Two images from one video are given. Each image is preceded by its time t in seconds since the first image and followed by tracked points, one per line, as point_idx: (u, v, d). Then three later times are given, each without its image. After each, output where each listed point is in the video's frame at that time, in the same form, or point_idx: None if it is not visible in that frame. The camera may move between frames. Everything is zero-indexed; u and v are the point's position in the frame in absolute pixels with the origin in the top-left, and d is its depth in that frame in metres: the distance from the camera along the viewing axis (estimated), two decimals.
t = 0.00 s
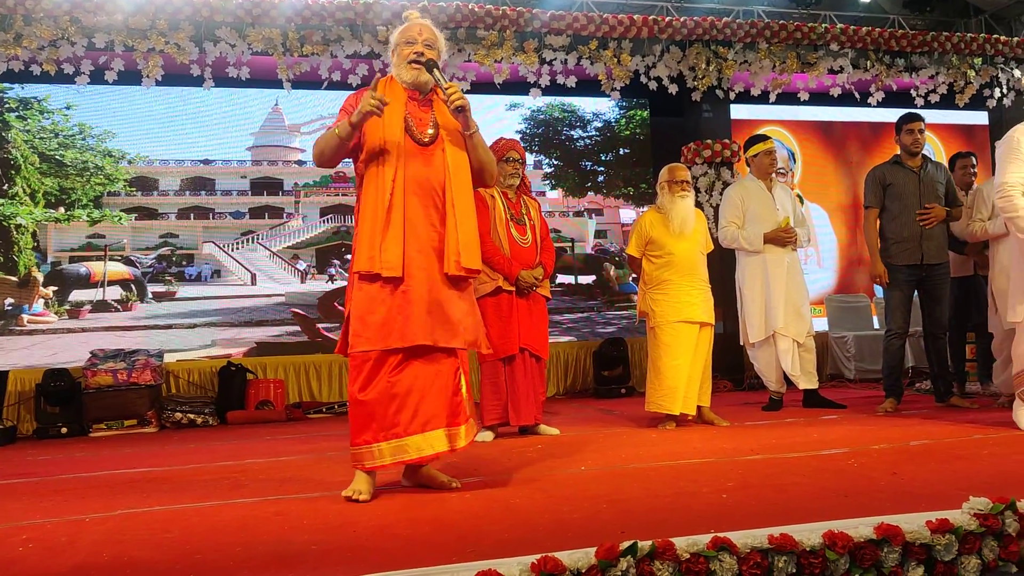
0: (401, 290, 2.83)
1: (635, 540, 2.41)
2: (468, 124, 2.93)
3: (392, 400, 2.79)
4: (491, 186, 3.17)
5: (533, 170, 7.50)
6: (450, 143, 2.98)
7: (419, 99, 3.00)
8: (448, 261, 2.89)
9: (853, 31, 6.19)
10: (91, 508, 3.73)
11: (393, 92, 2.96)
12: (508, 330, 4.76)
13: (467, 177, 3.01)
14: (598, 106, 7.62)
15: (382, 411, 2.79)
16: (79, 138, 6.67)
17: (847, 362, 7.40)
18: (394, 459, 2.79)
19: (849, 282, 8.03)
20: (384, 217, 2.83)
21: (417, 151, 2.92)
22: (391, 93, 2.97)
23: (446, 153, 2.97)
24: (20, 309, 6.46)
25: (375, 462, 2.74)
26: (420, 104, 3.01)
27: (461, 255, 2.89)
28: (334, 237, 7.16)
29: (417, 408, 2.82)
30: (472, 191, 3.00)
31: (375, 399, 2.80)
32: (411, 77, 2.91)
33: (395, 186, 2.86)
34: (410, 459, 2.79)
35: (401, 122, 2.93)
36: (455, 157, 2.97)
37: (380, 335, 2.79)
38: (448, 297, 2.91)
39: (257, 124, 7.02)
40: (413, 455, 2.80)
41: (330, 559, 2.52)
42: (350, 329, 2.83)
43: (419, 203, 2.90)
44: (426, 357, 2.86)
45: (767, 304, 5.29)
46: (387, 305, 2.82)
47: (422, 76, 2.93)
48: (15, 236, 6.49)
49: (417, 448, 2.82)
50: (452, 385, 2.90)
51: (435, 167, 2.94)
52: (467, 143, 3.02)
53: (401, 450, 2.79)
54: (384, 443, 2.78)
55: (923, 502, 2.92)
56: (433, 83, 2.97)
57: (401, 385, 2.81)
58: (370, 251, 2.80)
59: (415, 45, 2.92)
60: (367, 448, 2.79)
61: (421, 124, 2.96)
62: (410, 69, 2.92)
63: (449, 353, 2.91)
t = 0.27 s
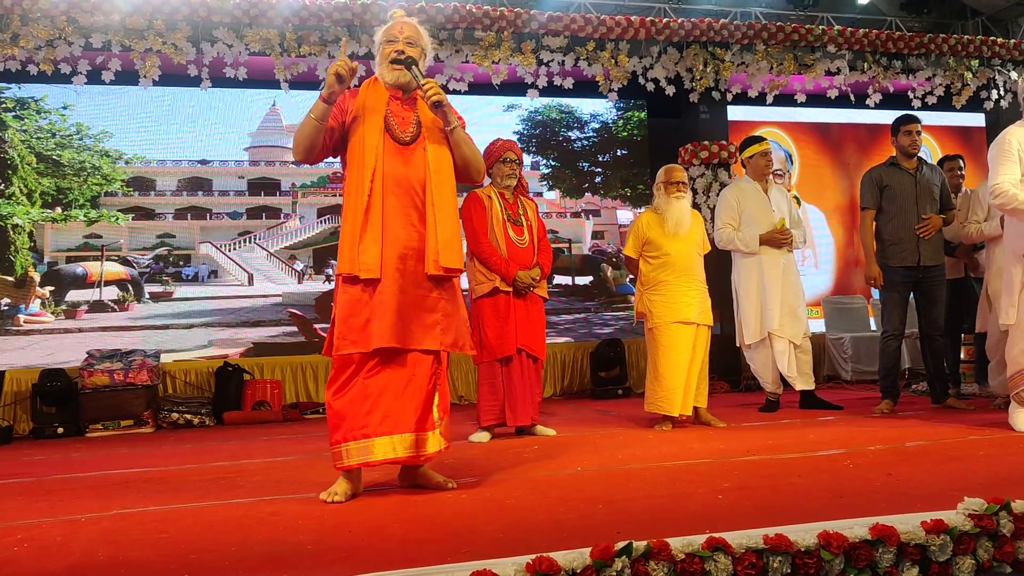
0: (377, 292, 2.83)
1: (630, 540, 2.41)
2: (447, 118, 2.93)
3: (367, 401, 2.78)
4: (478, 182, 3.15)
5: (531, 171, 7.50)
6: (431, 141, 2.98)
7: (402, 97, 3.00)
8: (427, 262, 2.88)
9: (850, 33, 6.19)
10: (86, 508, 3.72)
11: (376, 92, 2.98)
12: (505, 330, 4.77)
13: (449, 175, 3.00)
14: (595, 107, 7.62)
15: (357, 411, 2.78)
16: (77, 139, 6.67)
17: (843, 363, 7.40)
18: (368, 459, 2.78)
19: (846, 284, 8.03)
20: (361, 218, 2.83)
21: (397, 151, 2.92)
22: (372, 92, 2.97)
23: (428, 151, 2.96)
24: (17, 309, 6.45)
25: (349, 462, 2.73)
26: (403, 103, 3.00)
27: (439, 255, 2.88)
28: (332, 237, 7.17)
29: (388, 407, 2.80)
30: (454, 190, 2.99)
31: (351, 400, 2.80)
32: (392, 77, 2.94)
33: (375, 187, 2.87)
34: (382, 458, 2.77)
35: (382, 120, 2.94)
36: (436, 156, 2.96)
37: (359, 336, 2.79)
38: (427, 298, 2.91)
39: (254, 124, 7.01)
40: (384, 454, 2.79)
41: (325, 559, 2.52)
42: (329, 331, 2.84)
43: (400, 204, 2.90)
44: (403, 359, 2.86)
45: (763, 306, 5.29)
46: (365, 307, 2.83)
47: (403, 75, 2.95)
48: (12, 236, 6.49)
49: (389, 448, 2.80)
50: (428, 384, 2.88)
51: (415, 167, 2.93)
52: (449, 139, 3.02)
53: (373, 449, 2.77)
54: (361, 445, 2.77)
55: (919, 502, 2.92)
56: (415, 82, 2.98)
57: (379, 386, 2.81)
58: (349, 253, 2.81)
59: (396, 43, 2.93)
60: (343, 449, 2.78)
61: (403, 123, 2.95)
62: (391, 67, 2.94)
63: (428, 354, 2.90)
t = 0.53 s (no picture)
0: (369, 292, 2.82)
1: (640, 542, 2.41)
2: (436, 114, 2.91)
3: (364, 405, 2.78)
4: (471, 181, 3.12)
5: (540, 174, 7.52)
6: (422, 139, 2.98)
7: (394, 96, 3.01)
8: (417, 262, 2.88)
9: (861, 36, 6.17)
10: (98, 507, 3.74)
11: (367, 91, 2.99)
12: (514, 333, 4.76)
13: (440, 172, 2.99)
14: (605, 110, 7.62)
15: (354, 416, 2.78)
16: (89, 140, 6.70)
17: (854, 367, 7.39)
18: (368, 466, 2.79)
19: (856, 287, 8.01)
20: (351, 218, 2.83)
21: (387, 150, 2.92)
22: (363, 92, 2.98)
23: (419, 149, 2.96)
24: (28, 310, 6.49)
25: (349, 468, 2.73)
26: (395, 102, 3.01)
27: (430, 255, 2.87)
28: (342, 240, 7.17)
29: (390, 415, 2.82)
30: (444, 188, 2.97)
31: (349, 406, 2.79)
32: (383, 75, 2.96)
33: (365, 186, 2.86)
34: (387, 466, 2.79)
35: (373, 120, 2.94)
36: (427, 155, 2.96)
37: (353, 338, 2.78)
38: (419, 298, 2.90)
39: (265, 126, 7.05)
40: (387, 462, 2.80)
41: (335, 559, 2.52)
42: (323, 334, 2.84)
43: (389, 203, 2.89)
44: (396, 361, 2.85)
45: (773, 310, 5.28)
46: (356, 308, 2.82)
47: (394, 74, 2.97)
48: (24, 237, 6.52)
49: (392, 456, 2.82)
50: (427, 389, 2.90)
51: (405, 166, 2.93)
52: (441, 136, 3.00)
53: (376, 458, 2.79)
54: (361, 451, 2.78)
55: (930, 506, 2.91)
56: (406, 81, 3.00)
57: (374, 389, 2.80)
58: (340, 254, 2.81)
59: (386, 42, 2.96)
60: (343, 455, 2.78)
61: (394, 122, 2.96)
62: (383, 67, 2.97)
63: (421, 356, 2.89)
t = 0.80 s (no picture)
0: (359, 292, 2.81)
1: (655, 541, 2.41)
2: (429, 113, 2.84)
3: (358, 407, 2.78)
4: (467, 181, 3.03)
5: (555, 175, 7.52)
6: (416, 138, 2.94)
7: (389, 96, 2.98)
8: (408, 260, 2.85)
9: (879, 37, 6.14)
10: (116, 505, 3.76)
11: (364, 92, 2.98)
12: (529, 334, 4.73)
13: (433, 170, 2.94)
14: (621, 111, 7.62)
15: (350, 418, 2.78)
16: (108, 142, 6.76)
17: (870, 369, 7.35)
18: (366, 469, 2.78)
19: (872, 289, 7.97)
20: (341, 218, 2.83)
21: (379, 149, 2.91)
22: (358, 93, 2.99)
23: (412, 147, 2.93)
24: (47, 310, 6.53)
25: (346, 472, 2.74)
26: (390, 101, 2.99)
27: (420, 254, 2.84)
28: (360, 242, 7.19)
29: (389, 419, 2.79)
30: (437, 185, 2.93)
31: (344, 408, 2.79)
32: (378, 75, 2.91)
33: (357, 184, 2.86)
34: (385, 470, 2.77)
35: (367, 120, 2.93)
36: (420, 153, 2.92)
37: (346, 339, 2.79)
38: (411, 297, 2.87)
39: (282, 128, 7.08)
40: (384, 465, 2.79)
41: (351, 556, 2.53)
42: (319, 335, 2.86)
43: (382, 201, 2.87)
44: (390, 361, 2.83)
45: (788, 312, 5.26)
46: (348, 310, 2.82)
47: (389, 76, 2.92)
48: (43, 238, 6.57)
49: (391, 459, 2.81)
50: (423, 390, 2.87)
51: (397, 164, 2.90)
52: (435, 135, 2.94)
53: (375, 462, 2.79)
54: (359, 456, 2.78)
55: (948, 508, 2.89)
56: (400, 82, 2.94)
57: (368, 390, 2.79)
58: (331, 255, 2.81)
59: (381, 42, 2.90)
60: (340, 458, 2.78)
61: (388, 121, 2.94)
62: (379, 67, 2.92)
63: (415, 356, 2.87)
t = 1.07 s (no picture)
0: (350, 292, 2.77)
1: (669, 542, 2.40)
2: (423, 110, 2.80)
3: (351, 408, 2.73)
4: (466, 179, 2.98)
5: (568, 175, 7.51)
6: (411, 136, 2.90)
7: (384, 95, 2.94)
8: (401, 260, 2.80)
9: (894, 35, 6.10)
10: (130, 505, 3.78)
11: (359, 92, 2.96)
12: (542, 333, 4.69)
13: (428, 169, 2.89)
14: (634, 111, 7.60)
15: (343, 419, 2.74)
16: (122, 143, 6.79)
17: (885, 370, 7.31)
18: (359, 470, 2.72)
19: (887, 289, 7.93)
20: (334, 219, 2.81)
21: (373, 148, 2.87)
22: (353, 93, 2.97)
23: (407, 145, 2.88)
24: (63, 309, 6.55)
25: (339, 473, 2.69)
26: (386, 101, 2.95)
27: (413, 253, 2.78)
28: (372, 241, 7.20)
29: (383, 420, 2.73)
30: (433, 185, 2.89)
31: (338, 410, 2.76)
32: (374, 72, 2.86)
33: (350, 185, 2.83)
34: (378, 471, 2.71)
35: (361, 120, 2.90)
36: (414, 152, 2.88)
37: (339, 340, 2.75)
38: (405, 297, 2.82)
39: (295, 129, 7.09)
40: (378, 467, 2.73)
41: (364, 556, 2.53)
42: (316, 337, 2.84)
43: (375, 201, 2.83)
44: (384, 361, 2.79)
45: (802, 312, 5.23)
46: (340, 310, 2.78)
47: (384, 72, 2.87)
48: (59, 238, 6.60)
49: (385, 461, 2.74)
50: (419, 392, 2.80)
51: (391, 164, 2.87)
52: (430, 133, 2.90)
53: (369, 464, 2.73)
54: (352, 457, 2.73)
55: (966, 509, 2.87)
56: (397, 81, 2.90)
57: (361, 391, 2.75)
58: (324, 255, 2.79)
59: (377, 40, 2.87)
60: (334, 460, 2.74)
61: (383, 119, 2.90)
62: (375, 65, 2.87)
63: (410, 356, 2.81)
